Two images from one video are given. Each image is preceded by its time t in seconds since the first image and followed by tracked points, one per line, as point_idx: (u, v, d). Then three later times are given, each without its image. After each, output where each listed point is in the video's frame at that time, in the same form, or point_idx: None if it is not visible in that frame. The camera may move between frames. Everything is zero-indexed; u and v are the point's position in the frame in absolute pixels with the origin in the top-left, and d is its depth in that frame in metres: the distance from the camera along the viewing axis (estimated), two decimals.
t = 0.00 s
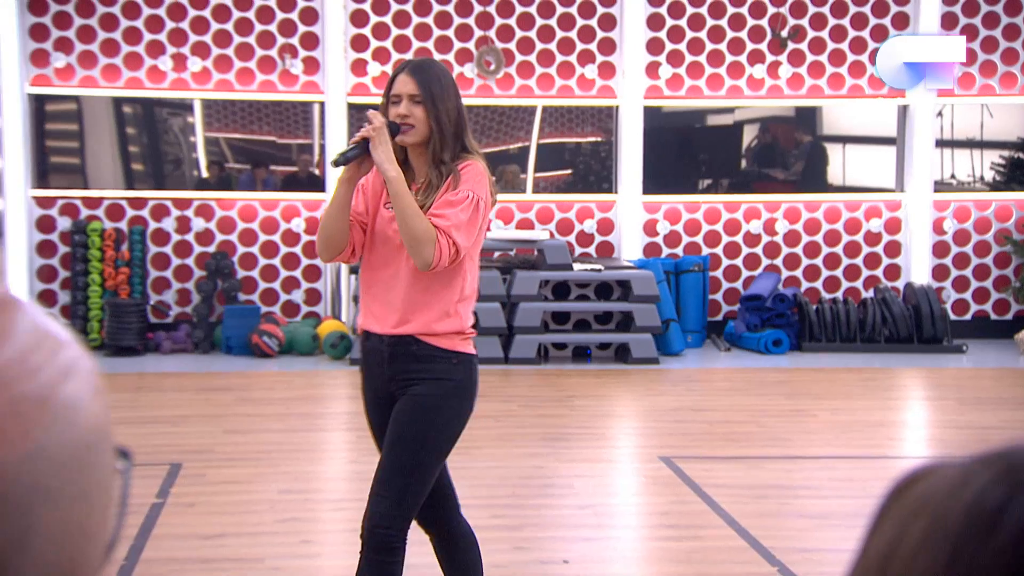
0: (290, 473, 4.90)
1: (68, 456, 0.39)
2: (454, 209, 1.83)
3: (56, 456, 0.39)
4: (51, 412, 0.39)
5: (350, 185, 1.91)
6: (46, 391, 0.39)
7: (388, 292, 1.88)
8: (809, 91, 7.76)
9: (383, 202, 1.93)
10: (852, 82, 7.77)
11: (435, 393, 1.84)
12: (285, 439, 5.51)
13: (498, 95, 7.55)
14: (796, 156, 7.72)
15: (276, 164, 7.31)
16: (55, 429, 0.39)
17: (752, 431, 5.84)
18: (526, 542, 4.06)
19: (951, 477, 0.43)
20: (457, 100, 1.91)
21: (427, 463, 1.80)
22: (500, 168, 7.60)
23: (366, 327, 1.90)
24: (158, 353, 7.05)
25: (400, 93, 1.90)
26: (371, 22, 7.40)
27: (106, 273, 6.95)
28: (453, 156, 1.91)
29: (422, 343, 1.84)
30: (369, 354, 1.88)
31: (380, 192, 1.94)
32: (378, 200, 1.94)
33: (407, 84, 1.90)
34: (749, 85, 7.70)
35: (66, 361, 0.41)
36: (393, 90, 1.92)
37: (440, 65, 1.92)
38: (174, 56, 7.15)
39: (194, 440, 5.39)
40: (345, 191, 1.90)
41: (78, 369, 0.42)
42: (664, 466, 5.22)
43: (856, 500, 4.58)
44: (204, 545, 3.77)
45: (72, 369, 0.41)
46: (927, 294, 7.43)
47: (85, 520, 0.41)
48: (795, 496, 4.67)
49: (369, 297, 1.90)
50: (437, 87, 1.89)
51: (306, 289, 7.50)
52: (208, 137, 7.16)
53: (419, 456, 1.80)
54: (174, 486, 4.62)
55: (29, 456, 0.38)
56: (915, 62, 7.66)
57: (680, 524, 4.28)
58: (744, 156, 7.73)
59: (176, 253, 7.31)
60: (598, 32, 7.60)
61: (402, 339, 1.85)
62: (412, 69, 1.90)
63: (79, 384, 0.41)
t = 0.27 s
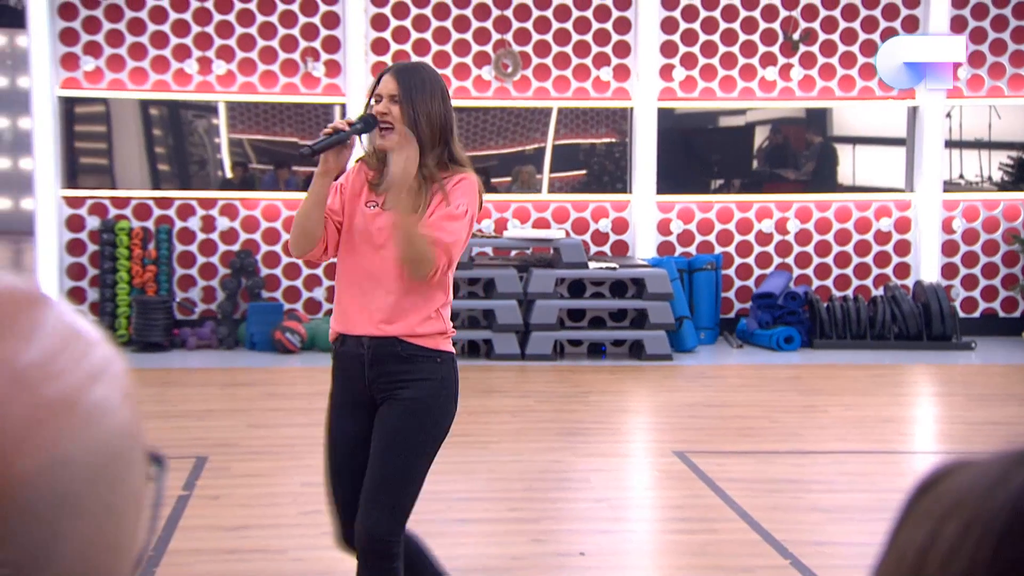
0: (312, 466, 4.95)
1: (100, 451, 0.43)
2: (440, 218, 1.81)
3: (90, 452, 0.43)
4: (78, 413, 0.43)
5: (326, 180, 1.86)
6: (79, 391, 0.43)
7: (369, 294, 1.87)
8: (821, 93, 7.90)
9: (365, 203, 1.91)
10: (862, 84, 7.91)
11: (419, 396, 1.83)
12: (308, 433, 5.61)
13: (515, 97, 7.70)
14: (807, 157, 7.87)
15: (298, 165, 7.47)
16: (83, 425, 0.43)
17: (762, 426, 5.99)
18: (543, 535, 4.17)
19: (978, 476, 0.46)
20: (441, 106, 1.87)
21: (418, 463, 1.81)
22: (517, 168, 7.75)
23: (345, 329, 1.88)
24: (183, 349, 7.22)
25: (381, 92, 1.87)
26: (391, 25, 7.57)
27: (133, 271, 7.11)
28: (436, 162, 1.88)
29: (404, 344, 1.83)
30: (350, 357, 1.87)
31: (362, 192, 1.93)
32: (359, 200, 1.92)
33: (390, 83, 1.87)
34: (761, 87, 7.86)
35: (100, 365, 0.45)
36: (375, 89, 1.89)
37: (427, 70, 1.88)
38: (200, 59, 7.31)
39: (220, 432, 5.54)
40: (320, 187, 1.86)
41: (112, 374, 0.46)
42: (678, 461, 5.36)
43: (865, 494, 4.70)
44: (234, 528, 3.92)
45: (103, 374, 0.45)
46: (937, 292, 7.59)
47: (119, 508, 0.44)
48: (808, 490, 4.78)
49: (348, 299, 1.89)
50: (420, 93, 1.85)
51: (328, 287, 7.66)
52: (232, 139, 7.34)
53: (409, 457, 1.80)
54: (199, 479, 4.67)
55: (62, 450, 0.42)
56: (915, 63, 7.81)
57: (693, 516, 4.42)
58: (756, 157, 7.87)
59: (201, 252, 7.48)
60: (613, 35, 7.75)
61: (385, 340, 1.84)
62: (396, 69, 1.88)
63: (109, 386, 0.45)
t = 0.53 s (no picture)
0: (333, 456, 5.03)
1: (154, 431, 0.52)
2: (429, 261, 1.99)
3: (147, 433, 0.52)
4: (133, 400, 0.52)
5: (305, 162, 2.00)
6: (130, 382, 0.52)
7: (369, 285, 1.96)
8: (832, 95, 8.05)
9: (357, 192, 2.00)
10: (872, 86, 8.07)
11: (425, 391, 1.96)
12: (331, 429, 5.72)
13: (532, 99, 7.87)
14: (818, 157, 8.02)
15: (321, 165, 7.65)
16: (139, 409, 0.52)
17: (775, 422, 6.13)
18: (561, 528, 4.28)
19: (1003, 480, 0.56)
20: (429, 94, 1.98)
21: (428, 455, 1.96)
22: (533, 169, 7.91)
23: (345, 317, 1.97)
24: (209, 345, 7.38)
25: (368, 81, 2.00)
26: (411, 29, 7.75)
27: (160, 269, 7.26)
28: (424, 150, 1.98)
29: (413, 335, 1.94)
30: (356, 350, 1.94)
31: (348, 179, 2.02)
32: (352, 189, 2.00)
33: (377, 72, 1.99)
34: (774, 89, 8.01)
35: (143, 364, 0.54)
36: (365, 77, 2.02)
37: (418, 58, 2.00)
38: (225, 63, 7.44)
39: (245, 426, 5.65)
40: (298, 168, 2.00)
41: (151, 370, 0.55)
42: (692, 455, 5.49)
43: (875, 489, 4.81)
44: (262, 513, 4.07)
45: (147, 371, 0.54)
46: (946, 290, 7.73)
47: (170, 483, 0.53)
48: (820, 485, 4.90)
49: (348, 288, 1.98)
50: (409, 81, 1.97)
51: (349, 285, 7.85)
52: (255, 140, 7.46)
53: (420, 450, 1.95)
54: (225, 472, 4.76)
55: (129, 428, 0.51)
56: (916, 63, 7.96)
57: (705, 507, 4.56)
58: (768, 158, 8.01)
59: (226, 250, 7.64)
60: (628, 39, 7.91)
61: (394, 331, 1.94)
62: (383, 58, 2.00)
63: (151, 380, 0.54)
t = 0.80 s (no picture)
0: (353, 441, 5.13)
1: (213, 471, 0.39)
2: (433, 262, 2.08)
3: (213, 471, 0.39)
4: (192, 432, 0.39)
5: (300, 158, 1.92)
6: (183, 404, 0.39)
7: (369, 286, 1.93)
8: (843, 96, 8.16)
9: (355, 192, 1.95)
10: (883, 88, 8.19)
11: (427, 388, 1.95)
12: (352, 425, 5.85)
13: (548, 101, 8.03)
14: (828, 158, 8.13)
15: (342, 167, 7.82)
16: (196, 441, 0.39)
17: (787, 418, 6.25)
18: (576, 522, 4.36)
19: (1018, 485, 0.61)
20: (426, 95, 1.97)
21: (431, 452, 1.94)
22: (548, 169, 8.04)
23: (344, 317, 1.93)
24: (232, 342, 7.52)
25: (368, 79, 1.97)
26: (429, 33, 7.90)
27: (184, 268, 7.35)
28: (423, 148, 1.96)
29: (416, 335, 1.93)
30: (354, 348, 1.92)
31: (344, 179, 1.98)
32: (350, 189, 1.96)
33: (377, 70, 1.98)
34: (786, 91, 8.14)
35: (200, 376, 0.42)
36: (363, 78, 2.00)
37: (414, 59, 1.99)
38: (248, 66, 7.59)
39: (268, 421, 5.73)
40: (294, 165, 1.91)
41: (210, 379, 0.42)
42: (705, 451, 5.60)
43: (886, 485, 4.89)
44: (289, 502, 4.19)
45: (206, 388, 0.41)
46: (955, 289, 7.83)
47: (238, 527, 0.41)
48: (832, 481, 4.99)
49: (348, 290, 1.94)
50: (409, 80, 1.96)
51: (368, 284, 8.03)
52: (277, 142, 7.56)
53: (423, 448, 1.93)
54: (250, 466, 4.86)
55: (186, 468, 0.38)
56: (913, 62, 8.05)
57: (717, 499, 4.70)
58: (779, 159, 8.13)
59: (249, 249, 7.80)
60: (642, 41, 8.05)
61: (395, 332, 1.92)
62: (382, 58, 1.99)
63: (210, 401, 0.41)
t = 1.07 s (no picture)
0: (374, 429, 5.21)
1: (340, 461, 0.50)
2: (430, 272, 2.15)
3: (330, 464, 0.49)
4: (318, 433, 0.50)
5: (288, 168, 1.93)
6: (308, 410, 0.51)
7: (343, 294, 1.92)
8: (855, 95, 8.30)
9: (337, 203, 1.95)
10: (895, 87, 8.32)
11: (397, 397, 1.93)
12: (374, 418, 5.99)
13: (566, 100, 8.20)
14: (840, 156, 8.28)
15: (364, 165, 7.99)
16: (317, 438, 0.50)
17: (800, 411, 6.39)
18: (593, 513, 4.36)
19: None
20: (426, 114, 2.00)
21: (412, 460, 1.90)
22: (565, 167, 8.21)
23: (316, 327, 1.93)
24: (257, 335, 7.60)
25: (364, 91, 1.98)
26: (449, 34, 8.08)
27: (211, 263, 7.47)
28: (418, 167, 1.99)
29: (385, 343, 1.92)
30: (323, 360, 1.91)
31: (328, 189, 1.98)
32: (332, 199, 1.96)
33: (374, 84, 1.98)
34: (799, 90, 8.28)
35: (324, 389, 0.53)
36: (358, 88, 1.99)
37: (411, 76, 2.00)
38: (272, 66, 7.75)
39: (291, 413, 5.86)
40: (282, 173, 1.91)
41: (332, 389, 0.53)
42: (721, 444, 5.67)
43: (898, 476, 5.01)
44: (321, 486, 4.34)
45: (323, 395, 0.52)
46: (966, 284, 7.96)
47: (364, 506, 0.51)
48: (846, 474, 5.06)
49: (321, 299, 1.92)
50: (407, 97, 1.97)
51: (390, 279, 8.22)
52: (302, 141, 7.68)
53: (403, 457, 1.89)
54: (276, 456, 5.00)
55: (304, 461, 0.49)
56: (914, 62, 8.22)
57: (733, 488, 4.80)
58: (791, 157, 8.28)
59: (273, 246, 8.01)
60: (658, 42, 8.22)
61: (366, 340, 1.91)
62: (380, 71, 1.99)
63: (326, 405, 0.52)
